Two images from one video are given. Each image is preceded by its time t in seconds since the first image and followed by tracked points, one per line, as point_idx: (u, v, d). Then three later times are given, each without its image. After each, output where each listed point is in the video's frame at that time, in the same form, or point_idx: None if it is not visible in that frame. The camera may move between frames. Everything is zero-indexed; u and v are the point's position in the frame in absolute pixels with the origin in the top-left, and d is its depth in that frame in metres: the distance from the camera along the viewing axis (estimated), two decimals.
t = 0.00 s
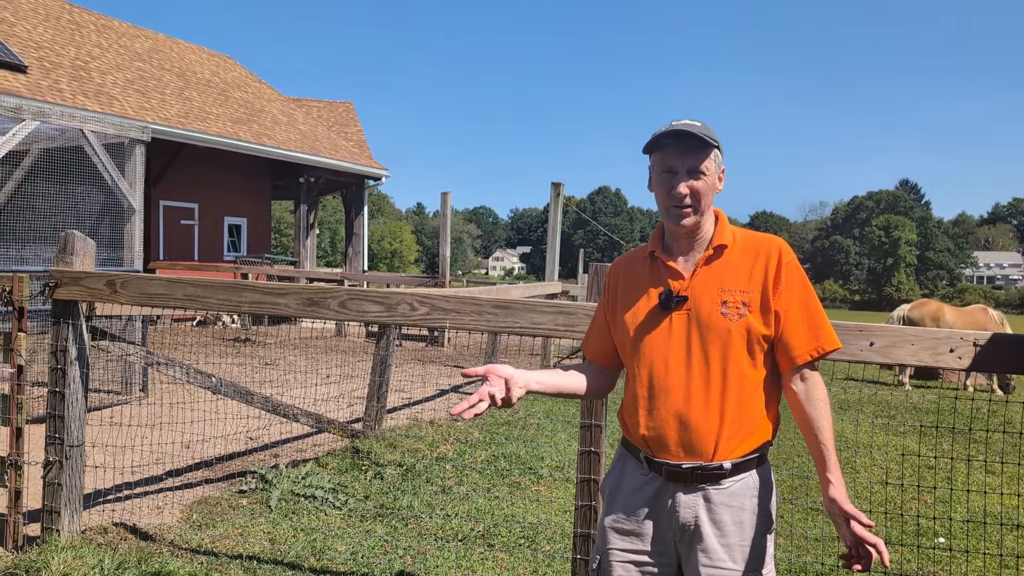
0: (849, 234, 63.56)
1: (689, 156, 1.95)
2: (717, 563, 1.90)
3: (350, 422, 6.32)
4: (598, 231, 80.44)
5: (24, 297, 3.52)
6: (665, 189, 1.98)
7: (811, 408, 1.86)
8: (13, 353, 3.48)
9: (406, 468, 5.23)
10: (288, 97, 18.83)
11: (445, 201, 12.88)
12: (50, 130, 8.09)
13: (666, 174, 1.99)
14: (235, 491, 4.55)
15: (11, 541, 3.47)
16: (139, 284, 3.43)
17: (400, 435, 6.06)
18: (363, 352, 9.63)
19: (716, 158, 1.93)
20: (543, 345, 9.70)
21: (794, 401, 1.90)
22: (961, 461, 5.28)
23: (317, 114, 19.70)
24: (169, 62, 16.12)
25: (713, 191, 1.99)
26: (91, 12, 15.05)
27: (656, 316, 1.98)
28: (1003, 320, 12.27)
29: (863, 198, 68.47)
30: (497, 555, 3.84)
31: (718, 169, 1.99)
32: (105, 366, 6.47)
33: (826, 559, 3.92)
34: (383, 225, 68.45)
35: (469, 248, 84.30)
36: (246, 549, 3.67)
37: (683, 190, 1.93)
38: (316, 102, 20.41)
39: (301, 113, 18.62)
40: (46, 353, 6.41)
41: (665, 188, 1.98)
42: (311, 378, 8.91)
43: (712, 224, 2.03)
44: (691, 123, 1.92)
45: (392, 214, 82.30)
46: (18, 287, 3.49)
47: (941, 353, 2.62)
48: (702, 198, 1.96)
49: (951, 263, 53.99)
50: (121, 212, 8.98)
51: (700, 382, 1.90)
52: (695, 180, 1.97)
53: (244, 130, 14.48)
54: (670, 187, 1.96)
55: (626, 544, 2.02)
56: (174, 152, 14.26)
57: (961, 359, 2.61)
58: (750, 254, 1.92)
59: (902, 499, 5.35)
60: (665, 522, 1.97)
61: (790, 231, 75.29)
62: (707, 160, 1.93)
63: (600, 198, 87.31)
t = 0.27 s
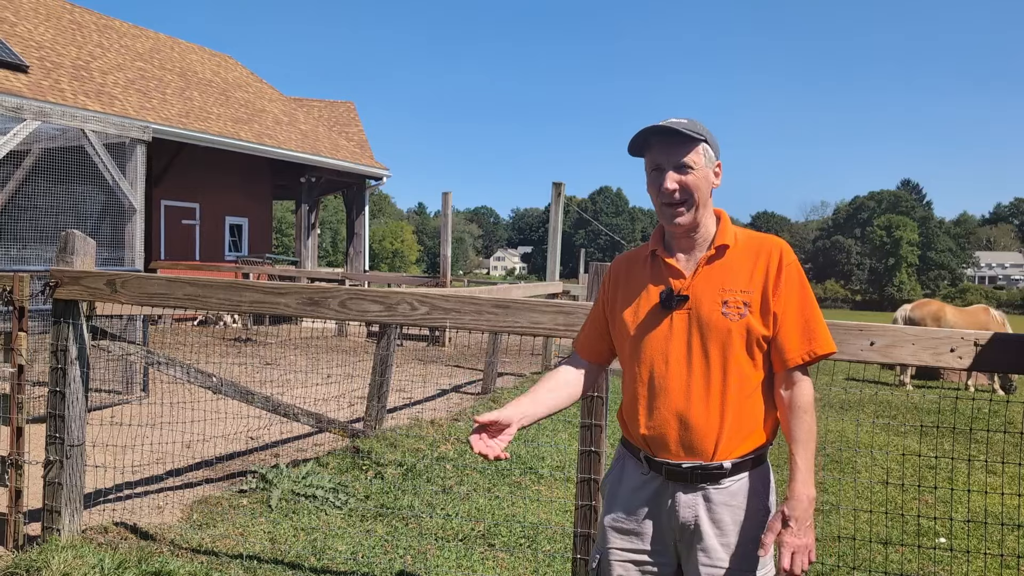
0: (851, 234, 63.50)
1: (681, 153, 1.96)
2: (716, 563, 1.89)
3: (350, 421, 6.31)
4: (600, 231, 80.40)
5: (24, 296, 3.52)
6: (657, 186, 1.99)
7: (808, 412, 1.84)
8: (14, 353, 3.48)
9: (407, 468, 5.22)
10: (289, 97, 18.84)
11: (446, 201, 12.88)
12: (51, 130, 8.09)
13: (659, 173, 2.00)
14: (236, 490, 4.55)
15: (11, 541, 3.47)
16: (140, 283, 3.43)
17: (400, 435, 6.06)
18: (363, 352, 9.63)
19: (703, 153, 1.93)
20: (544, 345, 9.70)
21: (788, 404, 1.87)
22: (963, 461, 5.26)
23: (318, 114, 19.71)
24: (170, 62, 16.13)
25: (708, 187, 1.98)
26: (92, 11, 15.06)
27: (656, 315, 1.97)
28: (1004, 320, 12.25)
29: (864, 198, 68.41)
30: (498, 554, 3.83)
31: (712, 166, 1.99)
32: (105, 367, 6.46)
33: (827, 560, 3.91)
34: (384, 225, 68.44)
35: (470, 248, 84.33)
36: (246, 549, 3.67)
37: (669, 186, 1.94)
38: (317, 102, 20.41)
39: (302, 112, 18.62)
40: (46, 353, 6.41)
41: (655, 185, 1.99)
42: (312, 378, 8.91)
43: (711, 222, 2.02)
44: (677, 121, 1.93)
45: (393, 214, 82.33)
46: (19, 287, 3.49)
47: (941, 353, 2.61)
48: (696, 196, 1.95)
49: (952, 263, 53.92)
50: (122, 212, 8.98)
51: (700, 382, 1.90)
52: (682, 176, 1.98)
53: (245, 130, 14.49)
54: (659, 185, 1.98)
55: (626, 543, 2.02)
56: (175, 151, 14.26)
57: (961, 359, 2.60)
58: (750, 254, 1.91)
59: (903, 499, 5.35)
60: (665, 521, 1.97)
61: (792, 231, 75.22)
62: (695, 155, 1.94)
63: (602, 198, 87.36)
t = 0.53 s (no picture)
0: (851, 235, 63.49)
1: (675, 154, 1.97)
2: (713, 564, 1.90)
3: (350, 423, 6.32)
4: (600, 232, 80.41)
5: (24, 298, 3.53)
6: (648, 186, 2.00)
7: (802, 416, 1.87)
8: (14, 354, 3.48)
9: (407, 469, 5.23)
10: (290, 99, 18.86)
11: (446, 202, 12.90)
12: (52, 132, 8.10)
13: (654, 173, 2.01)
14: (235, 491, 4.56)
15: (12, 542, 3.48)
16: (139, 285, 3.43)
17: (400, 436, 6.07)
18: (363, 353, 9.63)
19: (694, 153, 1.95)
20: (544, 346, 9.70)
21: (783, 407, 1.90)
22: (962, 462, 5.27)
23: (319, 115, 19.73)
24: (171, 63, 16.16)
25: (700, 186, 1.98)
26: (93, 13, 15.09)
27: (657, 317, 1.97)
28: (1004, 321, 12.26)
29: (865, 198, 68.39)
30: (497, 555, 3.84)
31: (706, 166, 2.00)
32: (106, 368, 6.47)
33: (825, 560, 3.91)
34: (385, 226, 68.48)
35: (471, 249, 84.37)
36: (246, 550, 3.67)
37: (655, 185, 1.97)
38: (318, 103, 20.44)
39: (303, 114, 18.65)
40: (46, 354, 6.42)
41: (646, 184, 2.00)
42: (312, 379, 8.92)
43: (706, 224, 2.03)
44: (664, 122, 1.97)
45: (394, 215, 82.38)
46: (18, 288, 3.49)
47: (939, 354, 2.62)
48: (691, 196, 1.96)
49: (953, 264, 53.90)
50: (122, 214, 9.00)
51: (700, 385, 1.90)
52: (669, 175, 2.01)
53: (245, 132, 14.50)
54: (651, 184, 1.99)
55: (622, 546, 2.02)
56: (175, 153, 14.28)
57: (959, 360, 2.61)
58: (749, 258, 1.92)
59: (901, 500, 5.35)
60: (662, 523, 1.97)
61: (793, 232, 75.19)
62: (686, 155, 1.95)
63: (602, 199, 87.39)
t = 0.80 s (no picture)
0: (853, 236, 63.46)
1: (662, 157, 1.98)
2: (704, 565, 1.90)
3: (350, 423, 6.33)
4: (602, 233, 80.41)
5: (25, 298, 3.54)
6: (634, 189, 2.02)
7: (796, 415, 1.87)
8: (14, 353, 3.49)
9: (407, 469, 5.24)
10: (291, 99, 18.89)
11: (447, 203, 12.91)
12: (53, 132, 8.12)
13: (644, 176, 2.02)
14: (235, 491, 4.57)
15: (12, 541, 3.49)
16: (139, 284, 3.44)
17: (400, 436, 6.08)
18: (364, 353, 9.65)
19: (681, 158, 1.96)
20: (544, 347, 9.71)
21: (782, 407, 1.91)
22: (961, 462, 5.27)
23: (320, 116, 19.75)
24: (172, 64, 16.19)
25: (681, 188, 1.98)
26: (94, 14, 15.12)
27: (646, 319, 1.98)
28: (1004, 321, 12.26)
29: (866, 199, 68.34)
30: (496, 555, 3.84)
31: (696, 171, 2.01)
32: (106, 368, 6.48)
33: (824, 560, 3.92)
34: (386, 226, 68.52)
35: (472, 250, 84.41)
36: (246, 549, 3.68)
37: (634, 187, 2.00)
38: (319, 104, 20.46)
39: (304, 114, 18.68)
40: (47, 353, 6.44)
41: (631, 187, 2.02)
42: (313, 380, 8.93)
43: (695, 225, 2.03)
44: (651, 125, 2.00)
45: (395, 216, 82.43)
46: (19, 288, 3.50)
47: (937, 354, 2.62)
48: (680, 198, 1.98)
49: (955, 264, 53.84)
50: (123, 215, 9.01)
51: (690, 385, 1.90)
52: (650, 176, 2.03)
53: (246, 132, 14.52)
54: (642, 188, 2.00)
55: (614, 545, 2.03)
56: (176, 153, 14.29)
57: (956, 360, 2.61)
58: (739, 258, 1.93)
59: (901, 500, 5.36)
60: (654, 522, 1.97)
61: (794, 233, 75.14)
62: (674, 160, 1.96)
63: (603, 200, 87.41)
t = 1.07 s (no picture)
0: (854, 237, 63.41)
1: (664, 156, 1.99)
2: (697, 565, 1.89)
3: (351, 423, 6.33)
4: (603, 234, 80.41)
5: (27, 298, 3.54)
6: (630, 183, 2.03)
7: (791, 415, 1.85)
8: (15, 354, 3.50)
9: (408, 469, 5.24)
10: (292, 100, 18.90)
11: (448, 204, 12.93)
12: (54, 133, 8.13)
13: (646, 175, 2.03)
14: (236, 491, 4.56)
15: (13, 541, 3.49)
16: (140, 285, 3.44)
17: (401, 436, 6.08)
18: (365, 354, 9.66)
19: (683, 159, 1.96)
20: (545, 347, 9.71)
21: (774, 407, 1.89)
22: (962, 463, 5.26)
23: (321, 117, 19.76)
24: (174, 64, 16.21)
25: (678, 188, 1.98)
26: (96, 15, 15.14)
27: (643, 317, 1.99)
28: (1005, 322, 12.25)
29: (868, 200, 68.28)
30: (497, 556, 3.84)
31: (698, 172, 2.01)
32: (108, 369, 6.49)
33: (824, 561, 3.91)
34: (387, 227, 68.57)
35: (474, 251, 84.45)
36: (247, 549, 3.68)
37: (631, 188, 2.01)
38: (320, 105, 20.48)
39: (305, 115, 18.69)
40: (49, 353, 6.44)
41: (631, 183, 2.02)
42: (314, 380, 8.94)
43: (693, 224, 2.03)
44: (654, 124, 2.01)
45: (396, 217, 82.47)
46: (20, 288, 3.51)
47: (938, 355, 2.62)
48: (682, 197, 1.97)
49: (956, 266, 53.78)
50: (124, 215, 9.02)
51: (683, 384, 1.90)
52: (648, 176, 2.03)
53: (248, 133, 14.53)
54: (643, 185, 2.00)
55: (609, 544, 2.03)
56: (178, 154, 14.30)
57: (957, 360, 2.61)
58: (734, 257, 1.92)
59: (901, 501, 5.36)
60: (648, 522, 1.97)
61: (796, 234, 75.09)
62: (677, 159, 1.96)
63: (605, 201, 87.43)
